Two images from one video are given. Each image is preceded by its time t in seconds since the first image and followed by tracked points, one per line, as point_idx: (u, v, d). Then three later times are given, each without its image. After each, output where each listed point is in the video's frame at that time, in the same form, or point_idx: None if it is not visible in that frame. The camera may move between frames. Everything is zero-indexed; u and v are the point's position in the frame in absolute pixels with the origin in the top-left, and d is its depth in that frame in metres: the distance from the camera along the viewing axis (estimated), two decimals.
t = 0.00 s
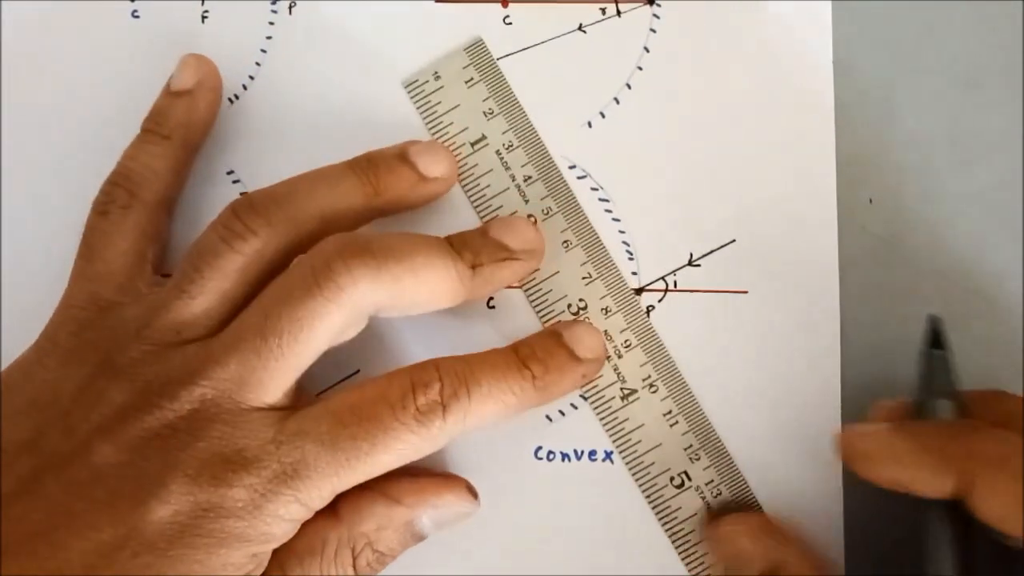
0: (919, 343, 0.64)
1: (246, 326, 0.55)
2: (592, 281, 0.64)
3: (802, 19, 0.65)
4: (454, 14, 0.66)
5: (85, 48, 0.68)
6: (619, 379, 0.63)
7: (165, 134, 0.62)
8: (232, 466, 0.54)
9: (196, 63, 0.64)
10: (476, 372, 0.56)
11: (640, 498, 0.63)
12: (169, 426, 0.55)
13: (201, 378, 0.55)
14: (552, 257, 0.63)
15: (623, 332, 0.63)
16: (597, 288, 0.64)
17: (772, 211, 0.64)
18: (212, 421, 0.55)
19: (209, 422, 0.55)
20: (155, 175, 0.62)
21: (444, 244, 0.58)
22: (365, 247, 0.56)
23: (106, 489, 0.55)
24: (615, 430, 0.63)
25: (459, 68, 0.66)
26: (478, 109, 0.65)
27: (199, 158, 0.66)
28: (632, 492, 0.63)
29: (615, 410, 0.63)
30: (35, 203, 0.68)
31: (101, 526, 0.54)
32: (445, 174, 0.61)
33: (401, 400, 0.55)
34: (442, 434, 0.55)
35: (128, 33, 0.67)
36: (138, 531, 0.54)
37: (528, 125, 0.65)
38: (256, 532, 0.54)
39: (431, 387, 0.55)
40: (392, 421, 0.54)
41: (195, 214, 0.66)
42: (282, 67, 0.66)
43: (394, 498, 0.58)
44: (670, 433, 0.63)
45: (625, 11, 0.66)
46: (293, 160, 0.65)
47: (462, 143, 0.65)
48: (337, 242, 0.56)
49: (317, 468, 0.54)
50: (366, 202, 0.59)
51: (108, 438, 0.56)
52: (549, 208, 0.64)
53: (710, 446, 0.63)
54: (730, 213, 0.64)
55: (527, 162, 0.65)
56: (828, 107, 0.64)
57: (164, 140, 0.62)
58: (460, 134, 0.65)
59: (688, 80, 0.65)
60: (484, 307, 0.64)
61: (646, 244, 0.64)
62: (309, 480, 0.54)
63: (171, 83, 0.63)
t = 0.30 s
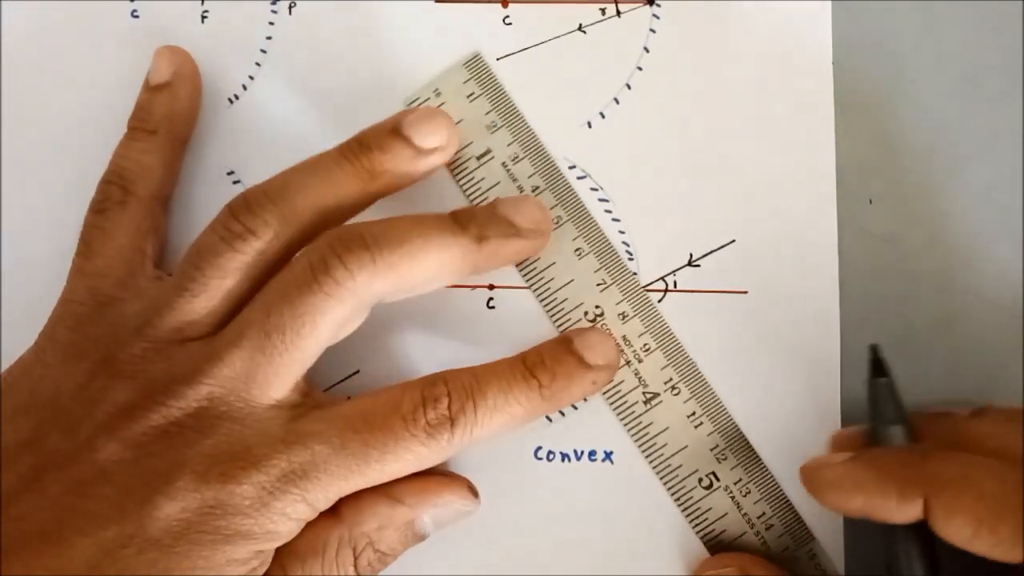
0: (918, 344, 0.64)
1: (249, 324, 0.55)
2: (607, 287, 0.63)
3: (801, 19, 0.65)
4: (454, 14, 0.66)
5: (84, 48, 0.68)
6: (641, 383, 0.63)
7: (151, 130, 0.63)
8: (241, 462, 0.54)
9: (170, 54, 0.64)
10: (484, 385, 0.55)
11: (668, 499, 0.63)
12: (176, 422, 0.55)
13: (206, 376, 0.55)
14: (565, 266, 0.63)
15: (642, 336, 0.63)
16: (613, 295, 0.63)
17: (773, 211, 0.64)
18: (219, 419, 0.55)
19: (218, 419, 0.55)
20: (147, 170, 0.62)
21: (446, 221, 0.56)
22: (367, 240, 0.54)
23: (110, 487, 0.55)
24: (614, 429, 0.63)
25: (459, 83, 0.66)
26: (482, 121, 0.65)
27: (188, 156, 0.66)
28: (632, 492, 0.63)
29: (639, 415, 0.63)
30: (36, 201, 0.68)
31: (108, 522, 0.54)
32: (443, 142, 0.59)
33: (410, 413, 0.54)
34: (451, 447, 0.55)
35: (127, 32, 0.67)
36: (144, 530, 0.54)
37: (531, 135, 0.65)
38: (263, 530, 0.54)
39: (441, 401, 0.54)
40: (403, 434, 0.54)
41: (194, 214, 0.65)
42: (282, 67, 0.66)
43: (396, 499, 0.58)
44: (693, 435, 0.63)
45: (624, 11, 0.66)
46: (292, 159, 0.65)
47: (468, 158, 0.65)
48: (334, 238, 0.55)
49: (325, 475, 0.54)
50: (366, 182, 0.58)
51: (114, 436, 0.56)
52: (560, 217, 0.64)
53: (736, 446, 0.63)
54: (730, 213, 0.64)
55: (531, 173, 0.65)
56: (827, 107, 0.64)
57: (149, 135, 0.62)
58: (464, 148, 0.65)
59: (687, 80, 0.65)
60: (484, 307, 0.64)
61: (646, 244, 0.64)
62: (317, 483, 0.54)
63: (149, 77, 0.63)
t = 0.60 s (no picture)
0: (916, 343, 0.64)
1: (230, 320, 0.54)
2: (595, 296, 0.63)
3: (801, 20, 0.66)
4: (455, 15, 0.66)
5: (84, 47, 0.68)
6: (656, 378, 0.63)
7: (152, 130, 0.63)
8: (233, 464, 0.54)
9: (171, 55, 0.64)
10: (480, 381, 0.55)
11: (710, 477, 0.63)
12: (167, 423, 0.55)
13: (196, 378, 0.55)
14: (550, 287, 0.63)
15: (642, 332, 0.63)
16: (603, 300, 0.63)
17: (773, 210, 0.64)
18: (213, 419, 0.54)
19: (209, 420, 0.54)
20: (147, 169, 0.62)
21: (427, 218, 0.56)
22: (338, 229, 0.53)
23: (104, 487, 0.55)
24: (614, 429, 0.63)
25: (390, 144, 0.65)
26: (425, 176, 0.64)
27: (190, 157, 0.66)
28: (631, 492, 0.63)
29: (663, 409, 0.63)
30: (36, 201, 0.68)
31: (100, 524, 0.54)
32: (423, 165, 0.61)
33: (405, 408, 0.54)
34: (447, 441, 0.54)
35: (128, 32, 0.67)
36: (137, 531, 0.53)
37: (480, 172, 0.65)
38: (256, 532, 0.54)
39: (437, 395, 0.54)
40: (396, 430, 0.53)
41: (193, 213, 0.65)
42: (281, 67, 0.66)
43: (397, 505, 0.58)
44: (721, 412, 0.62)
45: (624, 11, 0.66)
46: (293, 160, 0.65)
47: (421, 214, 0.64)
48: (309, 225, 0.53)
49: (317, 473, 0.53)
50: (343, 180, 0.58)
51: (107, 437, 0.55)
52: (530, 242, 0.64)
53: (768, 412, 0.62)
54: (730, 212, 0.64)
55: (490, 208, 0.64)
56: (825, 108, 0.65)
57: (150, 134, 0.62)
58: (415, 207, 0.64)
59: (687, 79, 0.65)
60: (484, 308, 0.64)
61: (646, 243, 0.64)
62: (309, 483, 0.53)
63: (152, 77, 0.64)
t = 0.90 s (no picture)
0: (916, 344, 0.64)
1: (220, 324, 0.53)
2: (586, 301, 0.63)
3: (800, 20, 0.66)
4: (455, 16, 0.67)
5: (83, 47, 0.67)
6: (656, 374, 0.63)
7: (151, 131, 0.63)
8: (232, 466, 0.54)
9: (176, 59, 0.64)
10: (481, 389, 0.55)
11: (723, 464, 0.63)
12: (164, 425, 0.55)
13: (191, 380, 0.54)
14: (540, 297, 0.63)
15: (638, 330, 0.63)
16: (594, 305, 0.63)
17: (774, 210, 0.64)
18: (211, 422, 0.54)
19: (208, 422, 0.54)
20: (142, 170, 0.62)
21: (410, 239, 0.56)
22: (328, 232, 0.53)
23: (104, 490, 0.54)
24: (614, 429, 0.63)
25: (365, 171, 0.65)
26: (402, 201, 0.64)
27: (189, 157, 0.65)
28: (632, 493, 0.63)
29: (667, 404, 0.63)
30: (32, 201, 0.68)
31: (99, 525, 0.54)
32: (401, 191, 0.61)
33: (404, 413, 0.54)
34: (445, 447, 0.54)
35: (127, 32, 0.67)
36: (135, 533, 0.53)
37: (456, 190, 0.65)
38: (255, 533, 0.54)
39: (438, 401, 0.54)
40: (396, 437, 0.53)
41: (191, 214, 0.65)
42: (281, 67, 0.66)
43: (396, 509, 0.58)
44: (725, 400, 0.62)
45: (624, 11, 0.66)
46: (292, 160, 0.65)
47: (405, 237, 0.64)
48: (294, 225, 0.53)
49: (316, 479, 0.53)
50: (326, 197, 0.58)
51: (104, 438, 0.55)
52: (514, 255, 0.64)
53: (773, 394, 0.62)
54: (729, 213, 0.64)
55: (471, 226, 0.64)
56: (824, 109, 0.65)
57: (148, 135, 0.62)
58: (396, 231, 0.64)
59: (687, 79, 0.65)
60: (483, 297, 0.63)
61: (645, 243, 0.64)
62: (309, 488, 0.54)
63: (154, 81, 0.64)
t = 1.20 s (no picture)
0: (916, 346, 0.64)
1: (222, 329, 0.53)
2: (588, 302, 0.63)
3: (802, 21, 0.66)
4: (456, 16, 0.67)
5: (83, 46, 0.67)
6: (662, 370, 0.63)
7: (159, 133, 0.62)
8: (235, 466, 0.53)
9: (195, 66, 0.64)
10: (482, 400, 0.54)
11: (735, 456, 0.63)
12: (167, 423, 0.55)
13: (194, 381, 0.54)
14: (541, 301, 0.63)
15: (642, 328, 0.63)
16: (596, 305, 0.63)
17: (776, 212, 0.64)
18: (215, 423, 0.54)
19: (212, 422, 0.54)
20: (143, 170, 0.61)
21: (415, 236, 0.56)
22: (328, 234, 0.53)
23: (107, 489, 0.54)
24: (614, 429, 0.63)
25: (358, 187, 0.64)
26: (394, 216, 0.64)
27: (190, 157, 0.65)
28: (632, 494, 0.63)
29: (676, 399, 0.63)
30: (33, 202, 0.68)
31: (99, 523, 0.54)
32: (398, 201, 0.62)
33: (408, 421, 0.54)
34: (448, 459, 0.54)
35: (129, 32, 0.67)
36: (137, 530, 0.53)
37: (451, 202, 0.64)
38: (256, 535, 0.54)
39: (441, 413, 0.54)
40: (400, 449, 0.53)
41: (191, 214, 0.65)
42: (282, 68, 0.66)
43: (396, 507, 0.58)
44: (733, 392, 0.62)
45: (625, 13, 0.66)
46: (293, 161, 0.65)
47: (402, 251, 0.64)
48: (294, 228, 0.53)
49: (321, 490, 0.54)
50: (324, 202, 0.58)
51: (106, 436, 0.55)
52: (513, 262, 0.64)
53: (780, 383, 0.62)
54: (730, 214, 0.64)
55: (468, 235, 0.64)
56: (826, 110, 0.65)
57: (156, 138, 0.62)
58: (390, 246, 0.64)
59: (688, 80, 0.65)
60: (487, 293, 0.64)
61: (645, 244, 0.64)
62: (315, 498, 0.54)
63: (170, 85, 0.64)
